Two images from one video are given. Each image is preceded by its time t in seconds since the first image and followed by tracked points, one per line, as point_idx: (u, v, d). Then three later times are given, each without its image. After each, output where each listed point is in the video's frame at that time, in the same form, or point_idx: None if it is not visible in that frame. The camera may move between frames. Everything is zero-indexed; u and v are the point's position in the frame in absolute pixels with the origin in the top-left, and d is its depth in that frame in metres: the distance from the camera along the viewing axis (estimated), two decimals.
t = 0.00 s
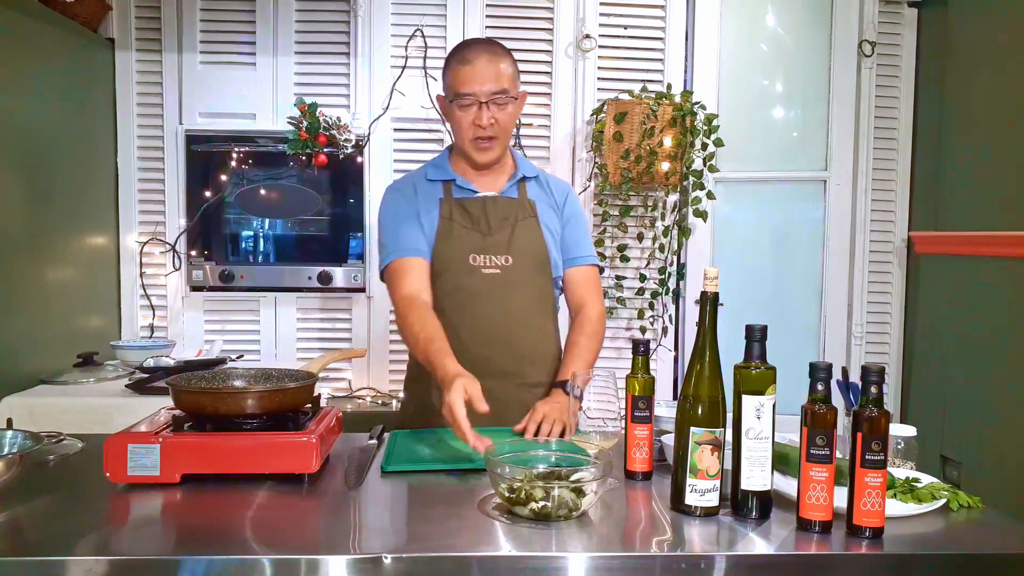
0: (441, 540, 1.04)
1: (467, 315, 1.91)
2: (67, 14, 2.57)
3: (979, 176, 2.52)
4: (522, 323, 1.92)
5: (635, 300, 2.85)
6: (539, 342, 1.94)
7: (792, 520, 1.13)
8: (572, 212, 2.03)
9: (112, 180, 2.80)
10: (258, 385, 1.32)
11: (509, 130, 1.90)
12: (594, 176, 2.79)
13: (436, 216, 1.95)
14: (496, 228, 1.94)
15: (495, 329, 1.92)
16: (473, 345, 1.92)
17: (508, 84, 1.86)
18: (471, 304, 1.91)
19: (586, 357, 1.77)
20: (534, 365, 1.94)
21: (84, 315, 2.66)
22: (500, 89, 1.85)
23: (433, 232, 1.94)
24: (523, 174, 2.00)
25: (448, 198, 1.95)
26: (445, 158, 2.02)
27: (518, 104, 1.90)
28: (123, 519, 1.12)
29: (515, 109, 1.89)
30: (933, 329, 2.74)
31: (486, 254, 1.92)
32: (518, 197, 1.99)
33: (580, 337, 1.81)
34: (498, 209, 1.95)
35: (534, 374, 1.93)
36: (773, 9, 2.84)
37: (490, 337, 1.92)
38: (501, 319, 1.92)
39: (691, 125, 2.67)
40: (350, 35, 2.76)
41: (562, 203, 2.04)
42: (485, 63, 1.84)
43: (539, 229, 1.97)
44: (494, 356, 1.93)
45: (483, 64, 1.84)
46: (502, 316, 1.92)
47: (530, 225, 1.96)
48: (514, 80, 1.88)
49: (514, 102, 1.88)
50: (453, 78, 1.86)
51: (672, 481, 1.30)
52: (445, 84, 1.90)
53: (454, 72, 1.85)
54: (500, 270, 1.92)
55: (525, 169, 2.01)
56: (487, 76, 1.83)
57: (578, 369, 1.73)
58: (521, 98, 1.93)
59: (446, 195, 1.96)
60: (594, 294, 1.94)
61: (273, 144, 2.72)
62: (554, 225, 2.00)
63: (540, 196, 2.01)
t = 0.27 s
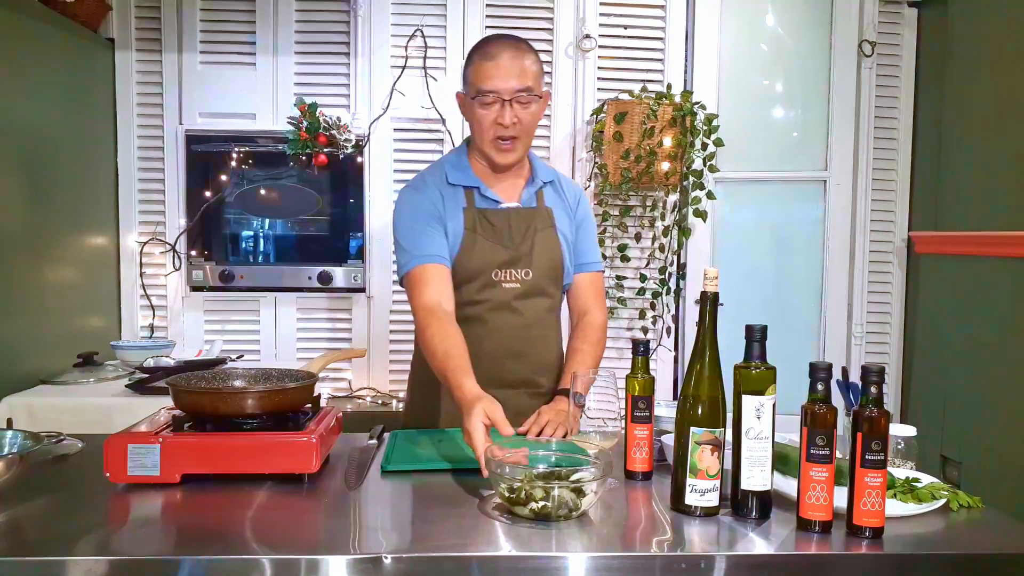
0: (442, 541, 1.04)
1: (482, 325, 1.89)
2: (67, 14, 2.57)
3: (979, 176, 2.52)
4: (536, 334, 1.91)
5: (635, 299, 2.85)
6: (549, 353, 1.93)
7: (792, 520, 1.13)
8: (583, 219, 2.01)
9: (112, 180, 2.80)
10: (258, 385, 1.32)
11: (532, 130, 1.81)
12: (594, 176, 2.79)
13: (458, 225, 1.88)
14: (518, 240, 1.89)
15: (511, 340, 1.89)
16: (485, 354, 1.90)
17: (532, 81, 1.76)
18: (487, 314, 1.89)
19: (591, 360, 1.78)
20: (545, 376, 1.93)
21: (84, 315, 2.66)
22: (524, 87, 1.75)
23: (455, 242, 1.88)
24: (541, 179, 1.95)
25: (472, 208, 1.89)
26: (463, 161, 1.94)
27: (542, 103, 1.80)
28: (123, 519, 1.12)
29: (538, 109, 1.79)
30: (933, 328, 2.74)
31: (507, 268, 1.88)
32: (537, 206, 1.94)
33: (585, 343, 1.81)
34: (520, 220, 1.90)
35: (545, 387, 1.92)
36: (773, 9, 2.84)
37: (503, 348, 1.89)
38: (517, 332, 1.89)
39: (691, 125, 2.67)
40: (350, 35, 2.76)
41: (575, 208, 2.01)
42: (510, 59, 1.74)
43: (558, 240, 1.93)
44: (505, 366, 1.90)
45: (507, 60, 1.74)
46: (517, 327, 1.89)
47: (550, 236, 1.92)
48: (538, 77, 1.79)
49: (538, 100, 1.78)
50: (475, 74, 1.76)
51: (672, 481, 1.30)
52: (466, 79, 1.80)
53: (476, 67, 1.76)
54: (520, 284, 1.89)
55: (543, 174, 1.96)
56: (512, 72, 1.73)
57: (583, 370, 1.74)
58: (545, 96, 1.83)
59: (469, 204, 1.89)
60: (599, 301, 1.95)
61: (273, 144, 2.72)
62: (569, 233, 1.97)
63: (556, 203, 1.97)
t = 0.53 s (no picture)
0: (442, 541, 1.04)
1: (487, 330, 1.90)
2: (67, 13, 2.57)
3: (979, 176, 2.52)
4: (541, 338, 1.92)
5: (635, 300, 2.85)
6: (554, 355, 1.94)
7: (792, 520, 1.13)
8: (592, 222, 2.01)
9: (112, 180, 2.80)
10: (258, 385, 1.32)
11: (539, 130, 1.80)
12: (594, 176, 2.79)
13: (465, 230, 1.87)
14: (526, 247, 1.89)
15: (516, 344, 1.90)
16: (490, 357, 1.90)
17: (541, 81, 1.76)
18: (492, 319, 1.89)
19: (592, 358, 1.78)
20: (547, 377, 1.95)
21: (84, 315, 2.66)
22: (531, 87, 1.75)
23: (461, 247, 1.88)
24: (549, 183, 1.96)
25: (478, 213, 1.88)
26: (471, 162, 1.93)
27: (550, 104, 1.80)
28: (123, 519, 1.12)
29: (547, 109, 1.79)
30: (933, 329, 2.74)
31: (513, 273, 1.89)
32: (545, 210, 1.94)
33: (587, 345, 1.82)
34: (528, 225, 1.89)
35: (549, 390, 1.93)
36: (773, 9, 2.84)
37: (508, 352, 1.90)
38: (522, 335, 1.90)
39: (691, 125, 2.67)
40: (350, 35, 2.76)
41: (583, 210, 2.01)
42: (519, 59, 1.74)
43: (564, 244, 1.93)
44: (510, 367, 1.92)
45: (515, 59, 1.74)
46: (522, 331, 1.90)
47: (556, 241, 1.92)
48: (547, 77, 1.78)
49: (546, 101, 1.78)
50: (484, 74, 1.76)
51: (672, 481, 1.30)
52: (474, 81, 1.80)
53: (484, 67, 1.76)
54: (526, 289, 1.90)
55: (551, 177, 1.96)
56: (520, 72, 1.73)
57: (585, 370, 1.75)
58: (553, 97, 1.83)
59: (476, 209, 1.88)
60: (603, 305, 1.97)
61: (272, 144, 2.72)
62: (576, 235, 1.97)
63: (564, 206, 1.97)
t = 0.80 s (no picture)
0: (442, 540, 1.04)
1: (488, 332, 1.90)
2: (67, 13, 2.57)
3: (979, 176, 2.52)
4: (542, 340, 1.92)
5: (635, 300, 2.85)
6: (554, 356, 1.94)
7: (792, 520, 1.13)
8: (594, 222, 2.01)
9: (112, 180, 2.80)
10: (258, 385, 1.32)
11: (540, 131, 1.80)
12: (594, 176, 2.79)
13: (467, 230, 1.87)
14: (528, 248, 1.89)
15: (518, 345, 1.90)
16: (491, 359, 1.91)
17: (541, 81, 1.76)
18: (494, 321, 1.90)
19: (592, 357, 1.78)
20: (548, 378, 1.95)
21: (84, 315, 2.66)
22: (531, 88, 1.75)
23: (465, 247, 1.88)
24: (552, 182, 1.95)
25: (481, 212, 1.88)
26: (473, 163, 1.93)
27: (551, 105, 1.79)
28: (123, 519, 1.12)
29: (547, 110, 1.78)
30: (933, 328, 2.74)
31: (514, 274, 1.88)
32: (548, 211, 1.94)
33: (588, 347, 1.81)
34: (531, 226, 1.89)
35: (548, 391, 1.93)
36: (773, 9, 2.84)
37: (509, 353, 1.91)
38: (524, 336, 1.91)
39: (691, 125, 2.67)
40: (350, 35, 2.76)
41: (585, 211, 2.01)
42: (519, 61, 1.73)
43: (567, 244, 1.93)
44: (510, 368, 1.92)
45: (515, 61, 1.73)
46: (524, 333, 1.91)
47: (559, 242, 1.92)
48: (547, 78, 1.78)
49: (547, 101, 1.77)
50: (484, 75, 1.76)
51: (672, 481, 1.30)
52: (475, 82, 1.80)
53: (484, 68, 1.76)
54: (527, 290, 1.89)
55: (554, 177, 1.96)
56: (519, 74, 1.73)
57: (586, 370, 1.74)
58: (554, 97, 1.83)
59: (479, 209, 1.88)
60: (605, 306, 1.97)
61: (272, 144, 2.72)
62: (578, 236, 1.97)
63: (567, 207, 1.97)
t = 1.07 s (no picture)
0: (442, 540, 1.04)
1: (467, 324, 1.91)
2: (67, 13, 2.57)
3: (979, 176, 2.51)
4: (527, 333, 1.89)
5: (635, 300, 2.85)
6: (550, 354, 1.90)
7: (792, 520, 1.13)
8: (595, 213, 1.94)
9: (112, 180, 2.80)
10: (257, 385, 1.32)
11: (491, 132, 1.86)
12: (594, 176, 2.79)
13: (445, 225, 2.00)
14: (495, 234, 1.92)
15: (501, 339, 1.89)
16: (481, 357, 1.90)
17: (489, 86, 1.83)
18: (474, 313, 1.90)
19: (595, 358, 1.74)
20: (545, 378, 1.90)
21: (84, 315, 2.66)
22: (472, 92, 1.82)
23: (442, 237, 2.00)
24: (538, 174, 1.97)
25: (458, 206, 1.99)
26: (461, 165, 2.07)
27: (500, 105, 1.85)
28: (123, 519, 1.12)
29: (498, 112, 1.86)
30: (933, 329, 2.74)
31: (483, 261, 1.91)
32: (528, 201, 1.96)
33: (595, 340, 1.80)
34: (504, 214, 1.93)
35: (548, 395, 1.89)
36: (773, 9, 2.84)
37: (496, 348, 1.89)
38: (505, 328, 1.89)
39: (691, 125, 2.67)
40: (350, 35, 2.76)
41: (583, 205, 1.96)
42: (471, 66, 1.83)
43: (545, 233, 1.93)
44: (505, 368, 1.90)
45: (458, 69, 1.83)
46: (504, 324, 1.89)
47: (535, 231, 1.92)
48: (498, 80, 1.85)
49: (493, 103, 1.84)
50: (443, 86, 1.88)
51: (672, 481, 1.30)
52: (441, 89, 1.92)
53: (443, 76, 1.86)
54: (496, 276, 1.90)
55: (541, 170, 1.97)
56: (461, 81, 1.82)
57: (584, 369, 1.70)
58: (513, 96, 1.88)
59: (456, 202, 2.01)
60: (616, 305, 1.90)
61: (273, 144, 2.72)
62: (569, 228, 1.95)
63: (558, 198, 1.96)
